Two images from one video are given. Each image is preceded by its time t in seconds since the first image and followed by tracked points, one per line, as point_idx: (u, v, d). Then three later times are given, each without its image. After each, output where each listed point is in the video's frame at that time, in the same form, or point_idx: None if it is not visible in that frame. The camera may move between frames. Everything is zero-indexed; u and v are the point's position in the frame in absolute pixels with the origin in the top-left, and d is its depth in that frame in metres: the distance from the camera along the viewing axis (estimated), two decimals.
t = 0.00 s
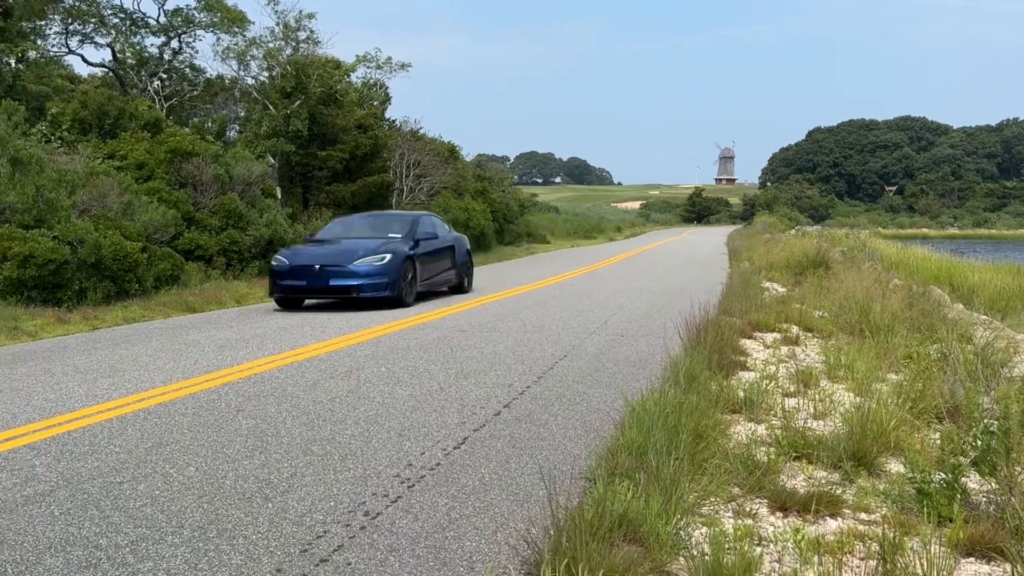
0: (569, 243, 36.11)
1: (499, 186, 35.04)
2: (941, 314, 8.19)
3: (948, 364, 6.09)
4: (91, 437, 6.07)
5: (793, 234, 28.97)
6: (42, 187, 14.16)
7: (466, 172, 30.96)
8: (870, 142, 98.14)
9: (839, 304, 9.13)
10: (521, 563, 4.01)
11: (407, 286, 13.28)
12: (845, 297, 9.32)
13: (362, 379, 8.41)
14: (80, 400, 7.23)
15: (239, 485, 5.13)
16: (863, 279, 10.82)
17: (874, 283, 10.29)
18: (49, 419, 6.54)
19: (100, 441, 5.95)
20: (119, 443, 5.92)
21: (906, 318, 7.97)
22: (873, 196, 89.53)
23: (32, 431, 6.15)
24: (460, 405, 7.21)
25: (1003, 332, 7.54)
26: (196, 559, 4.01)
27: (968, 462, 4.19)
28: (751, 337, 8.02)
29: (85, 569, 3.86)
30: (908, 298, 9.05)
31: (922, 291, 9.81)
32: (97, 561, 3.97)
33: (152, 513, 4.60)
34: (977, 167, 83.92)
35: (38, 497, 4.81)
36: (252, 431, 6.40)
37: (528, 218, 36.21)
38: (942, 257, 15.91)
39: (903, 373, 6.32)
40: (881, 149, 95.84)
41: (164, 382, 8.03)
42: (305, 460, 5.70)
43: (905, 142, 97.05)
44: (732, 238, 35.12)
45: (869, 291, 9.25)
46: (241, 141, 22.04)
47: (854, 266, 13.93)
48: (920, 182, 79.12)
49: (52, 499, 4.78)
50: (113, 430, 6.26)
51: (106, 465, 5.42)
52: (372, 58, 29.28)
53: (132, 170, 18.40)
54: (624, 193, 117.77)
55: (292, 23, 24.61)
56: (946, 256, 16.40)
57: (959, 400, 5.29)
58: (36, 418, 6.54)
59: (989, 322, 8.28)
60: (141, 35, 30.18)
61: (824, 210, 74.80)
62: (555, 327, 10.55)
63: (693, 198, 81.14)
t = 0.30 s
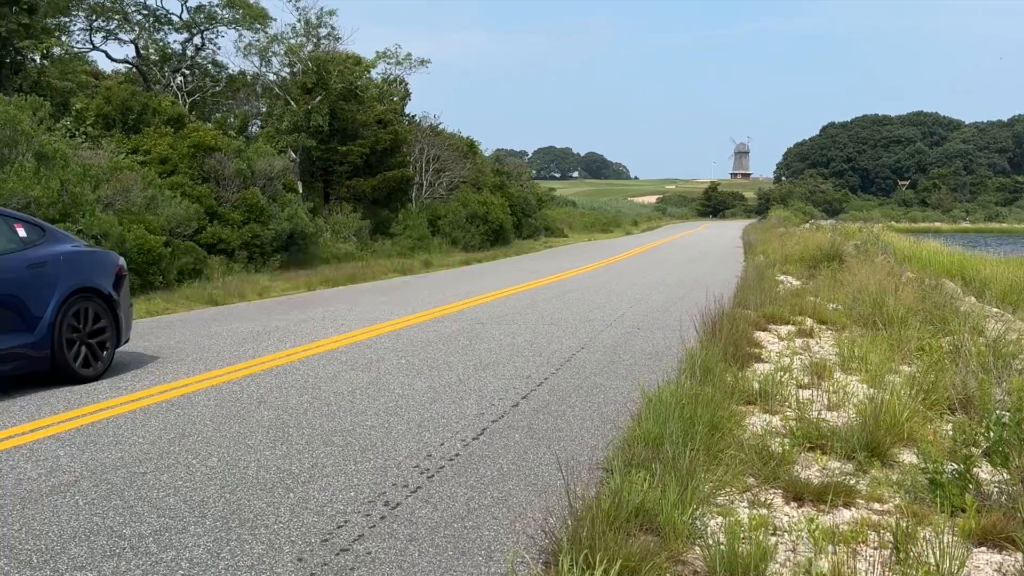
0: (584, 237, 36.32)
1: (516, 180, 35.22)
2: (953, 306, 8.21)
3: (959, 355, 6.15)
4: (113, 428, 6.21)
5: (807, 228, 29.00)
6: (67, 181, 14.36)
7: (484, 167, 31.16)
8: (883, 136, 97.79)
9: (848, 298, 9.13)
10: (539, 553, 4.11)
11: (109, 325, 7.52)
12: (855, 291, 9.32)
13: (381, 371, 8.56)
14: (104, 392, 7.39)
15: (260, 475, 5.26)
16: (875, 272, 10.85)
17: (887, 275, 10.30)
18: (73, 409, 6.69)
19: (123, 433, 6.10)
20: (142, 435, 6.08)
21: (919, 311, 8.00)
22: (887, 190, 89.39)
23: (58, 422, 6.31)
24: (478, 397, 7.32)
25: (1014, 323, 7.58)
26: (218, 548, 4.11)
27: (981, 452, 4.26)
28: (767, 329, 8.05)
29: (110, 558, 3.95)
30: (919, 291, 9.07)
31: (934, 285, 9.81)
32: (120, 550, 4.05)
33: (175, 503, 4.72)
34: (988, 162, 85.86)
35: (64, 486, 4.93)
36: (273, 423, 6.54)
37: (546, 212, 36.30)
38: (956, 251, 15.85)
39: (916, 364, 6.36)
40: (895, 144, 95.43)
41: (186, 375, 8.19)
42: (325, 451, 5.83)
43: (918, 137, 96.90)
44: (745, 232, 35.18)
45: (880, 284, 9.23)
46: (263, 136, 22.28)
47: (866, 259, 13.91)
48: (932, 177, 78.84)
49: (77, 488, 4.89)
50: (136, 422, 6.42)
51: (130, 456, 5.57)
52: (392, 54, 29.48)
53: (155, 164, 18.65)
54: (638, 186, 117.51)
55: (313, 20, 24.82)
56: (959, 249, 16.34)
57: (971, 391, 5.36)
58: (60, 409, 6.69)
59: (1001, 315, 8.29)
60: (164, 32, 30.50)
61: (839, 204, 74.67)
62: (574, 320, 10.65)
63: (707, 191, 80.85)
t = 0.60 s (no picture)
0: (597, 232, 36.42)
1: (531, 176, 35.34)
2: (963, 300, 8.23)
3: (969, 349, 6.20)
4: (133, 421, 6.35)
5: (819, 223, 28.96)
6: (86, 177, 14.57)
7: (499, 162, 31.28)
8: (895, 132, 97.27)
9: (862, 292, 9.15)
10: (554, 544, 4.19)
11: None
12: (867, 285, 9.33)
13: (397, 364, 8.69)
14: (124, 386, 7.55)
15: (279, 467, 5.39)
16: (886, 266, 10.86)
17: (898, 270, 10.31)
18: (93, 403, 6.85)
19: (143, 426, 6.25)
20: (161, 427, 6.22)
21: (931, 305, 8.01)
22: (898, 185, 88.94)
23: (80, 415, 6.46)
24: (494, 390, 7.41)
25: None
26: (236, 539, 4.22)
27: (991, 445, 4.31)
28: (779, 323, 8.09)
29: (130, 548, 4.07)
30: (932, 285, 9.08)
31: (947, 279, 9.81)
32: (139, 541, 4.17)
33: (194, 495, 4.84)
34: (998, 158, 85.38)
35: (84, 478, 5.07)
36: (290, 416, 6.67)
37: (561, 207, 36.42)
38: (966, 245, 15.81)
39: (926, 358, 6.40)
40: (904, 139, 94.99)
41: (204, 368, 8.34)
42: (343, 444, 5.95)
43: (927, 134, 96.58)
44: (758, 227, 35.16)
45: (893, 278, 9.25)
46: (281, 132, 22.47)
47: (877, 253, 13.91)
48: (940, 173, 78.46)
49: (97, 481, 5.02)
50: (155, 414, 6.57)
51: (149, 448, 5.71)
52: (408, 51, 29.62)
53: (174, 160, 18.86)
54: (649, 181, 117.26)
55: (330, 17, 24.97)
56: (970, 244, 16.29)
57: (981, 384, 5.40)
58: (79, 403, 6.84)
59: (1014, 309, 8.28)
60: (183, 29, 30.72)
61: (851, 199, 74.34)
62: (589, 314, 10.73)
63: (719, 187, 80.50)
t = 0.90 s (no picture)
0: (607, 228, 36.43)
1: (543, 172, 35.38)
2: (970, 295, 8.24)
3: (976, 343, 6.23)
4: (147, 416, 6.47)
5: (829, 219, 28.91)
6: (101, 173, 14.74)
7: (511, 158, 31.35)
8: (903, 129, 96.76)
9: (870, 287, 9.16)
10: (565, 537, 4.26)
11: None
12: (875, 280, 9.35)
13: (410, 359, 8.77)
14: (138, 380, 7.67)
15: (292, 461, 5.49)
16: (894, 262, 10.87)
17: (906, 265, 10.30)
18: (107, 398, 6.97)
19: (157, 420, 6.36)
20: (176, 421, 6.33)
21: (939, 300, 8.03)
22: (906, 181, 88.54)
23: (96, 410, 6.58)
24: (505, 385, 7.47)
25: None
26: (250, 533, 4.31)
27: (999, 439, 4.35)
28: (788, 318, 8.12)
29: (144, 542, 4.16)
30: (939, 280, 9.08)
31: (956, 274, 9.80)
32: (154, 534, 4.26)
33: (208, 488, 4.94)
34: (1006, 154, 84.83)
35: (100, 472, 5.19)
36: (303, 410, 6.77)
37: (573, 203, 36.45)
38: (975, 241, 15.76)
39: (934, 353, 6.42)
40: (913, 136, 94.50)
41: (218, 363, 8.45)
42: (356, 438, 6.04)
43: (936, 130, 96.08)
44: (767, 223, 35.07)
45: (901, 274, 9.26)
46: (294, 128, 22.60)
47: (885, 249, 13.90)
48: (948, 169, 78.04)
49: (111, 474, 5.13)
50: (170, 409, 6.68)
51: (163, 442, 5.82)
52: (420, 48, 29.71)
53: (189, 156, 19.02)
54: (659, 177, 116.98)
55: (343, 15, 25.08)
56: (978, 240, 16.25)
57: (989, 379, 5.44)
58: (94, 398, 6.96)
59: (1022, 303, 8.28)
60: (197, 27, 30.91)
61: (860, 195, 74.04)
62: (600, 309, 10.79)
63: (729, 183, 80.21)
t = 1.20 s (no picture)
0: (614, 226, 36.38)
1: (551, 170, 35.40)
2: (975, 292, 8.25)
3: (981, 341, 6.25)
4: (158, 412, 6.54)
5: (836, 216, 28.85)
6: (112, 171, 14.84)
7: (519, 156, 31.40)
8: (907, 126, 96.07)
9: (877, 283, 9.16)
10: (572, 533, 4.31)
11: None
12: (882, 277, 9.35)
13: (418, 355, 8.83)
14: (149, 377, 7.74)
15: (301, 457, 5.55)
16: (900, 259, 10.86)
17: (912, 262, 10.30)
18: (118, 395, 7.05)
19: (168, 416, 6.44)
20: (186, 418, 6.41)
21: (946, 297, 8.03)
22: (911, 179, 88.14)
23: (107, 406, 6.66)
24: (512, 381, 7.52)
25: None
26: (260, 528, 4.37)
27: (1005, 435, 4.38)
28: (795, 314, 8.14)
29: (155, 537, 4.23)
30: (947, 278, 9.08)
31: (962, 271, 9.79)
32: (164, 530, 4.33)
33: (218, 484, 5.01)
34: (1011, 152, 84.34)
35: (111, 467, 5.26)
36: (313, 406, 6.84)
37: (580, 201, 36.45)
38: (981, 238, 15.72)
39: (940, 349, 6.44)
40: (920, 133, 94.05)
41: (228, 360, 8.52)
42: (365, 434, 6.11)
43: (943, 128, 95.60)
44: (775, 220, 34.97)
45: (906, 271, 9.26)
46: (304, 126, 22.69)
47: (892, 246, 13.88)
48: (954, 167, 77.62)
49: (122, 470, 5.21)
50: (180, 405, 6.76)
51: (174, 438, 5.90)
52: (429, 47, 29.77)
53: (199, 154, 19.13)
54: (665, 176, 116.34)
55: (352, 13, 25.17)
56: (985, 236, 16.18)
57: (994, 376, 5.47)
58: (105, 394, 7.04)
59: None
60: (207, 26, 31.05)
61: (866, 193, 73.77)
62: (607, 305, 10.83)
63: (736, 180, 79.93)
